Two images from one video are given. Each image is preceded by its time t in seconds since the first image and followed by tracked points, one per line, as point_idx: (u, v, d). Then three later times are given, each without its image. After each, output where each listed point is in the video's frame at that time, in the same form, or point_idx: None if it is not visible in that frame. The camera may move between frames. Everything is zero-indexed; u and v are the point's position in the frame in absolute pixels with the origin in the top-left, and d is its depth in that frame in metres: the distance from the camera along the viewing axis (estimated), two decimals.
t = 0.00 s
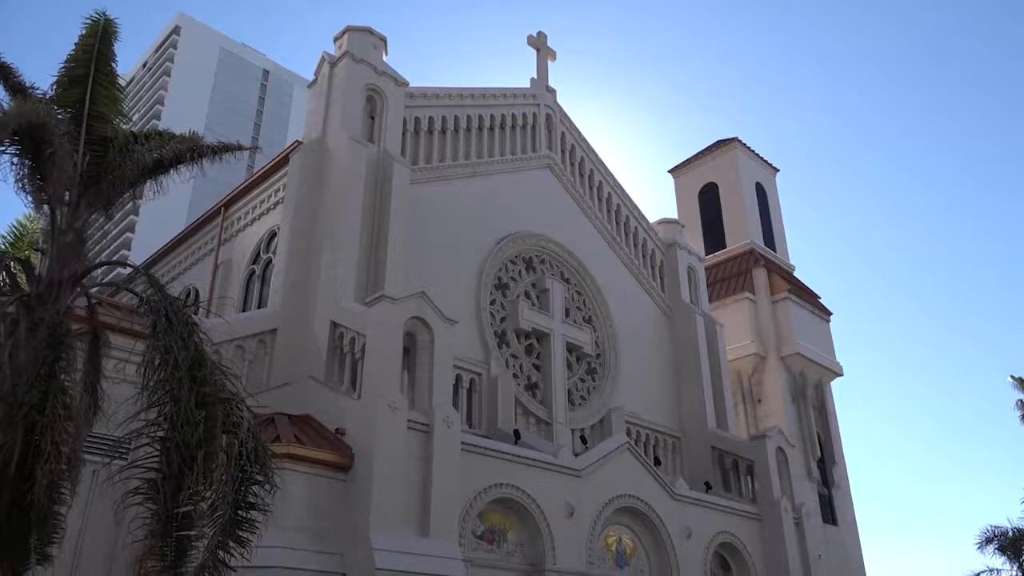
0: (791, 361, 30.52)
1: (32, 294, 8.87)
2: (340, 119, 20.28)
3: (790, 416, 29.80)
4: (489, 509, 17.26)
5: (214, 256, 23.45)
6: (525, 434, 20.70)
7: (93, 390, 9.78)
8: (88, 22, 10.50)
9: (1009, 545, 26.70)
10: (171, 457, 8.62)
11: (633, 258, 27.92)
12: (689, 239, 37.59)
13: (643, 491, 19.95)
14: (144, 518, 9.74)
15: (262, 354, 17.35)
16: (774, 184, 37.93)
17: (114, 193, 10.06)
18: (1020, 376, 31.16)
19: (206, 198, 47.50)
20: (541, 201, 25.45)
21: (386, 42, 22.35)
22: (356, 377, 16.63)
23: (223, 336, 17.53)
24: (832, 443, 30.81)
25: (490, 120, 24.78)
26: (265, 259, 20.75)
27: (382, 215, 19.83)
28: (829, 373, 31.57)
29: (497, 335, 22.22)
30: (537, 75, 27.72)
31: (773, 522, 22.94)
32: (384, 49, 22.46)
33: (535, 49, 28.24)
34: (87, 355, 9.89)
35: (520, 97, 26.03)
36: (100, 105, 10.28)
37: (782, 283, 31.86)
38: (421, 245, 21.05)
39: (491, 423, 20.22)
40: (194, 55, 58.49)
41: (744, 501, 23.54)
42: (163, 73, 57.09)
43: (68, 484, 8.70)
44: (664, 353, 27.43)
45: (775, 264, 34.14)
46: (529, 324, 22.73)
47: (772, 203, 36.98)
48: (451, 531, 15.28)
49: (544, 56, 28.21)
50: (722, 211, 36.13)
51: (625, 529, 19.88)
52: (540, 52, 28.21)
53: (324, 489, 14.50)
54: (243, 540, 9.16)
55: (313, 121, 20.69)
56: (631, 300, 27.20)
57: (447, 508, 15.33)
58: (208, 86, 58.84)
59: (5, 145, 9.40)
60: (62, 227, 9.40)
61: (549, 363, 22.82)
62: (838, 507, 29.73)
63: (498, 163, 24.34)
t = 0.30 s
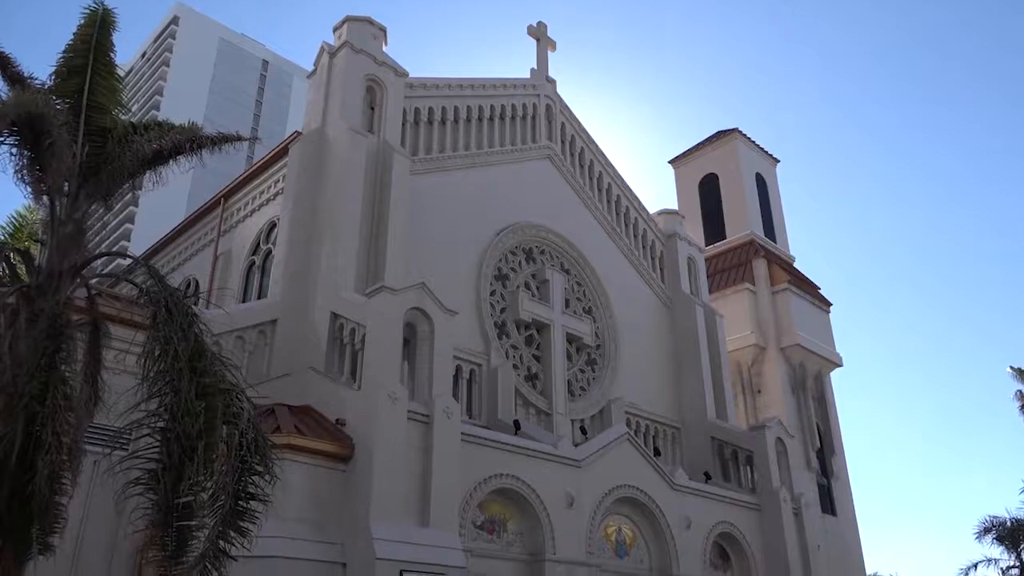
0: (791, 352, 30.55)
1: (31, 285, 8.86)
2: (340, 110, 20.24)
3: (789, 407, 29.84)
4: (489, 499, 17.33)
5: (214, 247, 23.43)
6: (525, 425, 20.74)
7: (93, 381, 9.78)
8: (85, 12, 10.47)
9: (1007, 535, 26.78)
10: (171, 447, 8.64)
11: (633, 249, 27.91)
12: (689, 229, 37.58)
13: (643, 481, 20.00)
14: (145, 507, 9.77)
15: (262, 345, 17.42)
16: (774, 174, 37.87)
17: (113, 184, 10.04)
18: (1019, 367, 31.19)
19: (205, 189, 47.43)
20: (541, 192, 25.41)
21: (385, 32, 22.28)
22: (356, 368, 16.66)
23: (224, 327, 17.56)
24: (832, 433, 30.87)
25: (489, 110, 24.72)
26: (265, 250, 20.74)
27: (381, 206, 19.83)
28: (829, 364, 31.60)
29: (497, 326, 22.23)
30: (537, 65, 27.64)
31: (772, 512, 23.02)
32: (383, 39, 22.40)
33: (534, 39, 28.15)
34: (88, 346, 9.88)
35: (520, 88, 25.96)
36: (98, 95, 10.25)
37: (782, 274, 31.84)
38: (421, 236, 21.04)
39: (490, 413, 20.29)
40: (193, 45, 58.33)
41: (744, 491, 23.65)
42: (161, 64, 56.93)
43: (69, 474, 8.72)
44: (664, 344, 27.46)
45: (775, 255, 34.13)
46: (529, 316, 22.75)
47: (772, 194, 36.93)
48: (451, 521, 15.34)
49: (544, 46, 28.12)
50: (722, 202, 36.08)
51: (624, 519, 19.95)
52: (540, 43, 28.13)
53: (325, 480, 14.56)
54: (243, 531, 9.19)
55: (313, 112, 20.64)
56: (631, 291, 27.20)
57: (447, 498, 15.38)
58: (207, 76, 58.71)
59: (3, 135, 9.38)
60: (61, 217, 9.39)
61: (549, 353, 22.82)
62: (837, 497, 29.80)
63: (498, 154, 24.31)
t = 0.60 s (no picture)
0: (790, 340, 30.58)
1: (31, 273, 8.84)
2: (340, 99, 20.20)
3: (789, 395, 29.89)
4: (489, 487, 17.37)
5: (213, 236, 23.40)
6: (525, 413, 20.79)
7: (93, 369, 9.79)
8: None
9: (1006, 523, 26.87)
10: (173, 436, 8.64)
11: (633, 237, 27.90)
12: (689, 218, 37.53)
13: (642, 469, 20.06)
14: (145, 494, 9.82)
15: (262, 334, 17.42)
16: (774, 162, 37.81)
17: (112, 173, 10.01)
18: (1018, 355, 31.21)
19: (204, 177, 47.30)
20: (541, 180, 25.35)
21: (385, 20, 22.20)
22: (357, 356, 16.69)
23: (224, 315, 17.55)
24: (830, 421, 30.96)
25: (489, 98, 24.66)
26: (265, 239, 20.72)
27: (381, 195, 19.83)
28: (828, 352, 31.63)
29: (497, 314, 22.25)
30: (537, 53, 27.55)
31: (771, 500, 23.11)
32: (383, 27, 22.33)
33: (534, 27, 28.04)
34: (88, 334, 9.87)
35: (520, 76, 25.89)
36: (97, 83, 10.21)
37: (782, 263, 31.84)
38: (421, 224, 21.02)
39: (490, 402, 20.38)
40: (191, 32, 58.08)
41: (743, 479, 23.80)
42: (160, 51, 56.70)
43: (70, 462, 8.76)
44: (664, 332, 27.50)
45: (775, 243, 34.12)
46: (529, 304, 22.76)
47: (772, 182, 36.86)
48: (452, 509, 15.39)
49: (544, 34, 28.01)
50: (722, 190, 36.04)
51: (624, 507, 20.01)
52: (540, 30, 28.02)
53: (325, 468, 14.61)
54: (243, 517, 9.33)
55: (313, 100, 20.59)
56: (631, 279, 27.20)
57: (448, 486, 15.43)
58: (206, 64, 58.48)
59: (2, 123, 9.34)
60: (60, 206, 9.39)
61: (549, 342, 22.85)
62: (836, 485, 29.88)
63: (498, 142, 24.27)
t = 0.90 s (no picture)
0: (790, 327, 30.63)
1: (31, 260, 8.86)
2: (339, 85, 20.14)
3: (788, 382, 29.94)
4: (489, 473, 17.42)
5: (213, 222, 23.38)
6: (526, 400, 20.84)
7: (94, 356, 9.79)
8: None
9: (1003, 509, 26.99)
10: (174, 421, 8.71)
11: (633, 224, 27.87)
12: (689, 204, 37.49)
13: (642, 455, 20.13)
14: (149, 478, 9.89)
15: (262, 321, 17.42)
16: (774, 149, 37.75)
17: (111, 160, 9.97)
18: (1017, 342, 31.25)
19: (203, 163, 47.21)
20: (542, 167, 25.30)
21: (384, 6, 22.11)
22: (357, 343, 16.73)
23: (225, 302, 17.57)
24: (829, 408, 31.04)
25: (489, 84, 24.57)
26: (265, 225, 20.70)
27: (381, 181, 19.80)
28: (828, 339, 31.68)
29: (497, 301, 22.26)
30: (537, 39, 27.44)
31: (770, 487, 23.20)
32: (382, 13, 22.24)
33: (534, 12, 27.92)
34: (88, 321, 9.89)
35: (520, 62, 25.78)
36: (94, 68, 10.16)
37: (782, 250, 31.83)
38: (421, 211, 21.00)
39: (491, 389, 20.45)
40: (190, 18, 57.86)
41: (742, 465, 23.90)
42: (158, 37, 56.50)
43: (71, 448, 8.76)
44: (664, 319, 27.53)
45: (775, 230, 34.11)
46: (529, 291, 22.76)
47: (772, 168, 36.78)
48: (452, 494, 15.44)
49: (544, 19, 27.89)
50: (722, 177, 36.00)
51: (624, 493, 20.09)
52: (540, 16, 27.89)
53: (326, 455, 14.65)
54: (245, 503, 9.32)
55: (312, 87, 20.52)
56: (631, 266, 27.18)
57: (448, 472, 15.48)
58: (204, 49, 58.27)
59: None
60: (60, 193, 9.38)
61: (549, 329, 22.87)
62: (834, 471, 29.98)
63: (497, 128, 24.20)
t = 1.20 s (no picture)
0: (790, 312, 30.64)
1: (30, 244, 8.86)
2: (338, 69, 20.06)
3: (787, 366, 30.01)
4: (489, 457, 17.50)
5: (212, 207, 23.37)
6: (525, 384, 20.91)
7: (93, 341, 9.79)
8: None
9: (1001, 492, 27.10)
10: (176, 405, 8.74)
11: (633, 209, 27.83)
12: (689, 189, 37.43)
13: (642, 439, 20.22)
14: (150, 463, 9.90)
15: (262, 305, 17.47)
16: (775, 133, 37.63)
17: (110, 144, 9.95)
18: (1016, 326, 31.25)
19: (202, 148, 47.12)
20: (542, 151, 25.24)
21: None
22: (357, 328, 16.76)
23: (225, 287, 17.59)
24: (828, 392, 31.11)
25: (489, 68, 24.47)
26: (264, 211, 20.70)
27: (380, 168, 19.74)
28: (827, 324, 31.71)
29: (497, 286, 22.27)
30: (537, 22, 27.30)
31: (769, 471, 23.29)
32: None
33: None
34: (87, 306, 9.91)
35: (520, 45, 25.66)
36: (91, 52, 10.13)
37: (783, 234, 31.81)
38: (421, 195, 20.98)
39: (490, 373, 20.51)
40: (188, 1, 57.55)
41: (741, 449, 24.00)
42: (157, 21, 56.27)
43: (73, 432, 8.76)
44: (664, 304, 27.54)
45: (775, 215, 34.07)
46: (529, 276, 22.76)
47: (773, 153, 36.69)
48: (453, 478, 15.51)
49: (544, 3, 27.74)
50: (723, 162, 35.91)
51: (622, 476, 20.20)
52: None
53: (326, 439, 14.73)
54: (247, 487, 9.31)
55: (311, 71, 20.43)
56: (631, 250, 27.18)
57: (448, 455, 15.55)
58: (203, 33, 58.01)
59: None
60: (58, 177, 9.35)
61: (549, 313, 22.89)
62: (833, 455, 30.09)
63: (497, 113, 24.12)
